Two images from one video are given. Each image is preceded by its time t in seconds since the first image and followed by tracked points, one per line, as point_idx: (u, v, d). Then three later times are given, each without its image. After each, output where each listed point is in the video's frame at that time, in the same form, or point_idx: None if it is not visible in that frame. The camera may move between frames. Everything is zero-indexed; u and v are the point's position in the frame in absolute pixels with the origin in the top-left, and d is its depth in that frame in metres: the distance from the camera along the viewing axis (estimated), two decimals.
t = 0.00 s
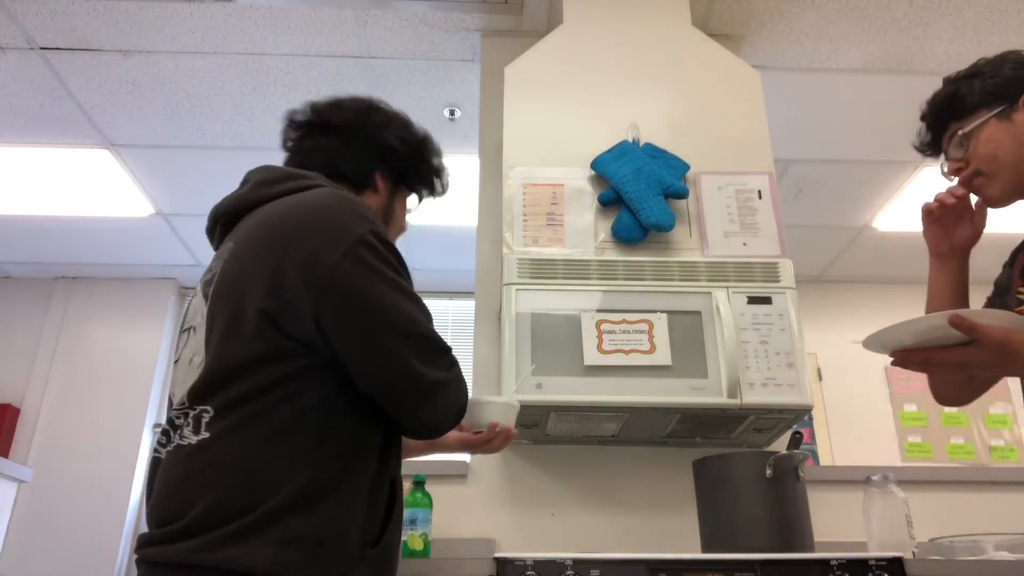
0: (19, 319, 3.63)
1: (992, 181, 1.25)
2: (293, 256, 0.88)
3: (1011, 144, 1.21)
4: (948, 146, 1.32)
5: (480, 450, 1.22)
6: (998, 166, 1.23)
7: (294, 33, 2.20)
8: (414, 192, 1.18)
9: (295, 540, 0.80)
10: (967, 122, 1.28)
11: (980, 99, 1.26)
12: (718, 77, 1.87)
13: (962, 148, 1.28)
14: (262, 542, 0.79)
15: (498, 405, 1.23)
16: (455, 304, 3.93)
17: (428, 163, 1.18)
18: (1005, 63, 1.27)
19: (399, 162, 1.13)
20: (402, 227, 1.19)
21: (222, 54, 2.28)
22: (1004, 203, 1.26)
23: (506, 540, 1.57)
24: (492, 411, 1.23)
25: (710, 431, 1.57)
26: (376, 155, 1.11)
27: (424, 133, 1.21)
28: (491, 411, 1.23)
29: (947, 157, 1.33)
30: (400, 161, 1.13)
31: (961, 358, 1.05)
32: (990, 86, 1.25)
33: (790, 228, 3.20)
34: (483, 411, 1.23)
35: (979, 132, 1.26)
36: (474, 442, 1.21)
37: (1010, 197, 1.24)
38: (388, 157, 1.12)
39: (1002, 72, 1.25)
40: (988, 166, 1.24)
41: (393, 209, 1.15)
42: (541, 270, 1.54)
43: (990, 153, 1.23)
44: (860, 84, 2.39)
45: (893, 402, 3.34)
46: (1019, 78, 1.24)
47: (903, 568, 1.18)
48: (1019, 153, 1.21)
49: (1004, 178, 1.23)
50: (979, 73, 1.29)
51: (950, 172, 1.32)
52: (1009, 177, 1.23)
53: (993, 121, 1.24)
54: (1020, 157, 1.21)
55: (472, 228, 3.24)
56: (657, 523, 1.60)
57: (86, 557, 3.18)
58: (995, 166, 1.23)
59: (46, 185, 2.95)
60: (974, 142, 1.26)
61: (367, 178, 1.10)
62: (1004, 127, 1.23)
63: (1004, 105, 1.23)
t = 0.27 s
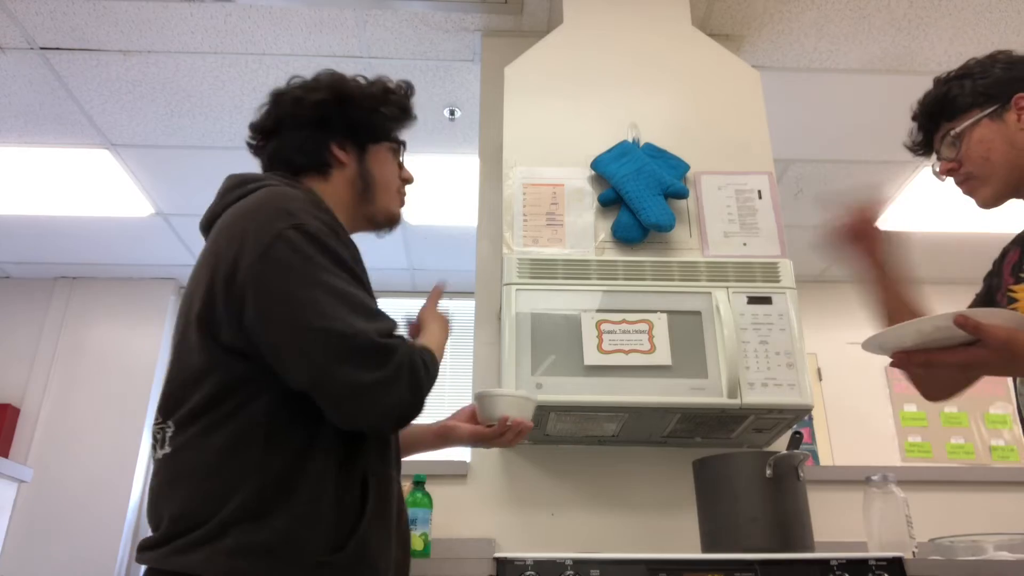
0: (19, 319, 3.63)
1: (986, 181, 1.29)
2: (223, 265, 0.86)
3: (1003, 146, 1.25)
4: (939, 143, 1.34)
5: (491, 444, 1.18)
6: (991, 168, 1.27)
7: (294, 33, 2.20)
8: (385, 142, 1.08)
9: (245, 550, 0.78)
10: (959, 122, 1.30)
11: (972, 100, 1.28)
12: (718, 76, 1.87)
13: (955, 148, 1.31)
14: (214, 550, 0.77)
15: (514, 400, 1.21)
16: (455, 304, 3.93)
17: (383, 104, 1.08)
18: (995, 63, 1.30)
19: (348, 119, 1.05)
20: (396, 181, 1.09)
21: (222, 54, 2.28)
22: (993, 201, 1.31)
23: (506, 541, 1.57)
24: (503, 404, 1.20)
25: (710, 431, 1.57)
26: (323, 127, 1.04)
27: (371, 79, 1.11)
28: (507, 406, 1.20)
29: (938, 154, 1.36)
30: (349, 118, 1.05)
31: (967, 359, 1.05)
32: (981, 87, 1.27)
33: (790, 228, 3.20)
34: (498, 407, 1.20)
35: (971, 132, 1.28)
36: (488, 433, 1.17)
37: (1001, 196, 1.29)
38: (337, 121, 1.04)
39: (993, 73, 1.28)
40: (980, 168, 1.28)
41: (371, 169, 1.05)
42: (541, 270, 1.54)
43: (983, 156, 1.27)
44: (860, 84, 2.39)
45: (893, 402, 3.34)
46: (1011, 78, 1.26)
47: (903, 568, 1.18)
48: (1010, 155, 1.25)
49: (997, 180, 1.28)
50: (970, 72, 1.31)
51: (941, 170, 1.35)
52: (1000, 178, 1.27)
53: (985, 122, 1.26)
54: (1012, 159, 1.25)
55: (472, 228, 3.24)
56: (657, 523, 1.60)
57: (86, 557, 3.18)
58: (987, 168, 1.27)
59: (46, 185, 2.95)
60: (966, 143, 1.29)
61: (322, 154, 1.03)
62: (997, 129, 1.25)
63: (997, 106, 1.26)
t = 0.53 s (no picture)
0: (19, 319, 3.63)
1: (977, 159, 1.25)
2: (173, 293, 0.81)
3: (1009, 126, 1.21)
4: (946, 117, 1.31)
5: (537, 429, 1.05)
6: (989, 146, 1.23)
7: (294, 33, 2.20)
8: (382, 140, 1.06)
9: (212, 560, 0.71)
10: (974, 96, 1.27)
11: (991, 77, 1.26)
12: (718, 76, 1.87)
13: (960, 122, 1.28)
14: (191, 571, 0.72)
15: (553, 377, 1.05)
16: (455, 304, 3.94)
17: (374, 103, 1.06)
18: (1019, 48, 1.27)
19: (340, 123, 1.03)
20: (400, 177, 1.06)
21: (222, 54, 2.28)
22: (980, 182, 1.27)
23: (506, 541, 1.57)
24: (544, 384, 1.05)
25: (710, 431, 1.57)
26: (317, 136, 1.03)
27: (359, 82, 1.09)
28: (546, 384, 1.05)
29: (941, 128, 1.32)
30: (341, 123, 1.03)
31: (967, 350, 1.02)
32: (1001, 67, 1.25)
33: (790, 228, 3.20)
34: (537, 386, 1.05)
35: (978, 108, 1.25)
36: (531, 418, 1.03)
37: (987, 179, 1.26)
38: (330, 128, 1.03)
39: (1017, 56, 1.25)
40: (978, 143, 1.24)
41: (371, 167, 1.03)
42: (541, 270, 1.54)
43: (986, 133, 1.23)
44: (860, 84, 2.39)
45: (893, 402, 3.34)
46: None
47: (903, 568, 1.18)
48: (1013, 136, 1.21)
49: (991, 159, 1.23)
50: (993, 53, 1.29)
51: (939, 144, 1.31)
52: (995, 158, 1.23)
53: (998, 101, 1.23)
54: (1014, 140, 1.21)
55: (472, 229, 3.24)
56: (658, 523, 1.60)
57: (86, 558, 3.19)
58: (986, 145, 1.23)
59: (46, 185, 2.95)
60: (974, 117, 1.25)
61: (320, 162, 1.01)
62: (1006, 110, 1.22)
63: (1012, 89, 1.23)
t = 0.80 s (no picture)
0: (19, 319, 3.63)
1: (971, 165, 1.19)
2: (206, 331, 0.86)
3: (1002, 132, 1.17)
4: (937, 124, 1.26)
5: (576, 415, 0.97)
6: (983, 152, 1.18)
7: (294, 33, 2.20)
8: (420, 160, 1.05)
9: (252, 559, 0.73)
10: (965, 103, 1.22)
11: (982, 82, 1.22)
12: (718, 76, 1.87)
13: (953, 129, 1.23)
14: None
15: (585, 357, 1.01)
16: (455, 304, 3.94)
17: (408, 127, 1.05)
18: (1010, 56, 1.23)
19: (378, 149, 1.03)
20: (441, 194, 1.05)
21: (222, 54, 2.28)
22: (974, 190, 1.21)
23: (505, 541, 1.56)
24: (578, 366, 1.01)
25: (710, 431, 1.57)
26: (357, 165, 1.03)
27: (391, 107, 1.09)
28: (580, 363, 1.01)
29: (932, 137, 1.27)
30: (378, 149, 1.03)
31: (957, 343, 1.02)
32: (991, 72, 1.21)
33: (790, 228, 3.20)
34: (571, 367, 1.01)
35: (969, 115, 1.21)
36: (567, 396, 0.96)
37: (983, 186, 1.20)
38: (370, 156, 1.03)
39: (1006, 62, 1.22)
40: (973, 151, 1.19)
41: (411, 188, 1.03)
42: (541, 270, 1.54)
43: (980, 140, 1.18)
44: (860, 84, 2.39)
45: (893, 402, 3.34)
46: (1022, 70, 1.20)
47: (903, 568, 1.17)
48: (1007, 142, 1.16)
49: (983, 165, 1.18)
50: (983, 61, 1.25)
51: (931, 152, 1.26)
52: (990, 165, 1.18)
53: (991, 107, 1.19)
54: (1006, 145, 1.16)
55: (471, 228, 3.24)
56: (657, 523, 1.60)
57: (85, 557, 3.19)
58: (981, 151, 1.18)
59: (46, 185, 2.95)
60: (967, 124, 1.21)
61: (361, 190, 1.02)
62: (999, 116, 1.18)
63: (1003, 95, 1.19)
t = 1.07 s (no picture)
0: (19, 319, 3.63)
1: (972, 172, 1.17)
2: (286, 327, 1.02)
3: (1001, 138, 1.15)
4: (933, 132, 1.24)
5: (602, 420, 0.99)
6: (983, 159, 1.16)
7: (295, 33, 2.19)
8: (459, 177, 1.14)
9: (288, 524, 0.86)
10: (960, 111, 1.21)
11: (975, 89, 1.20)
12: (718, 77, 1.88)
13: (950, 136, 1.21)
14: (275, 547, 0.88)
15: (601, 360, 1.01)
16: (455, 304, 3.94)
17: (448, 147, 1.16)
18: (1000, 62, 1.22)
19: (420, 171, 1.14)
20: (477, 208, 1.12)
21: (221, 54, 2.28)
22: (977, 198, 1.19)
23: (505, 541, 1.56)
24: (599, 367, 1.00)
25: (710, 431, 1.57)
26: (402, 186, 1.15)
27: (439, 130, 1.21)
28: (598, 368, 1.01)
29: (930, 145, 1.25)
30: (420, 168, 1.14)
31: (946, 347, 1.01)
32: (985, 79, 1.20)
33: (790, 228, 3.20)
34: (591, 370, 1.01)
35: (966, 122, 1.19)
36: (592, 406, 0.98)
37: (985, 192, 1.18)
38: (413, 177, 1.15)
39: (997, 69, 1.21)
40: (972, 157, 1.16)
41: (447, 202, 1.11)
42: (542, 270, 1.54)
43: (979, 146, 1.16)
44: (860, 84, 2.39)
45: (893, 402, 3.34)
46: (1015, 75, 1.19)
47: (903, 568, 1.17)
48: (1007, 147, 1.15)
49: (986, 172, 1.16)
50: (974, 67, 1.23)
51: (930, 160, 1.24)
52: (990, 171, 1.16)
53: (987, 113, 1.18)
54: (1007, 152, 1.15)
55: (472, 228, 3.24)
56: (657, 523, 1.60)
57: (86, 557, 3.19)
58: (981, 158, 1.16)
59: (46, 185, 2.95)
60: (965, 131, 1.19)
61: (405, 207, 1.13)
62: (996, 121, 1.16)
63: (997, 100, 1.17)
